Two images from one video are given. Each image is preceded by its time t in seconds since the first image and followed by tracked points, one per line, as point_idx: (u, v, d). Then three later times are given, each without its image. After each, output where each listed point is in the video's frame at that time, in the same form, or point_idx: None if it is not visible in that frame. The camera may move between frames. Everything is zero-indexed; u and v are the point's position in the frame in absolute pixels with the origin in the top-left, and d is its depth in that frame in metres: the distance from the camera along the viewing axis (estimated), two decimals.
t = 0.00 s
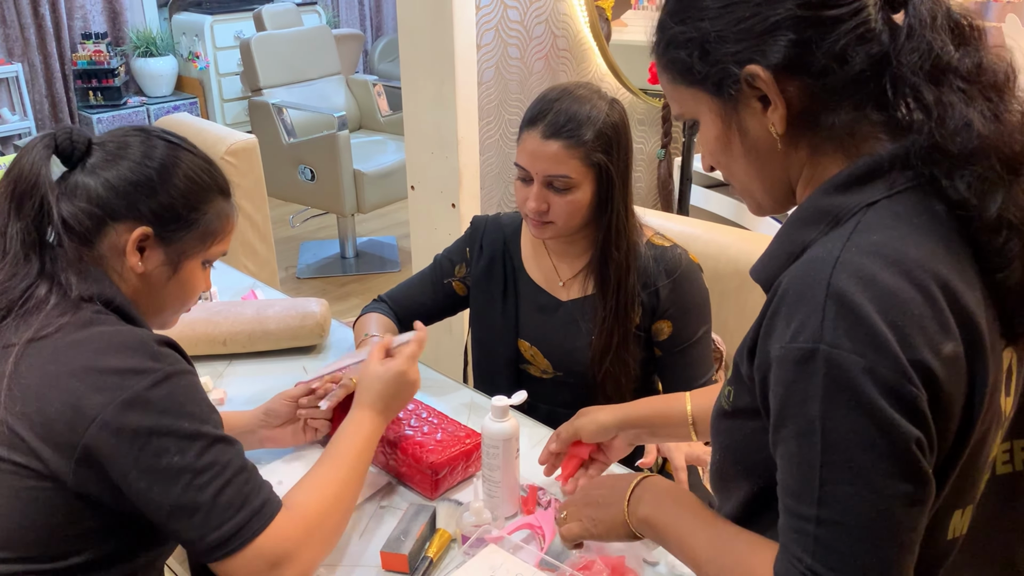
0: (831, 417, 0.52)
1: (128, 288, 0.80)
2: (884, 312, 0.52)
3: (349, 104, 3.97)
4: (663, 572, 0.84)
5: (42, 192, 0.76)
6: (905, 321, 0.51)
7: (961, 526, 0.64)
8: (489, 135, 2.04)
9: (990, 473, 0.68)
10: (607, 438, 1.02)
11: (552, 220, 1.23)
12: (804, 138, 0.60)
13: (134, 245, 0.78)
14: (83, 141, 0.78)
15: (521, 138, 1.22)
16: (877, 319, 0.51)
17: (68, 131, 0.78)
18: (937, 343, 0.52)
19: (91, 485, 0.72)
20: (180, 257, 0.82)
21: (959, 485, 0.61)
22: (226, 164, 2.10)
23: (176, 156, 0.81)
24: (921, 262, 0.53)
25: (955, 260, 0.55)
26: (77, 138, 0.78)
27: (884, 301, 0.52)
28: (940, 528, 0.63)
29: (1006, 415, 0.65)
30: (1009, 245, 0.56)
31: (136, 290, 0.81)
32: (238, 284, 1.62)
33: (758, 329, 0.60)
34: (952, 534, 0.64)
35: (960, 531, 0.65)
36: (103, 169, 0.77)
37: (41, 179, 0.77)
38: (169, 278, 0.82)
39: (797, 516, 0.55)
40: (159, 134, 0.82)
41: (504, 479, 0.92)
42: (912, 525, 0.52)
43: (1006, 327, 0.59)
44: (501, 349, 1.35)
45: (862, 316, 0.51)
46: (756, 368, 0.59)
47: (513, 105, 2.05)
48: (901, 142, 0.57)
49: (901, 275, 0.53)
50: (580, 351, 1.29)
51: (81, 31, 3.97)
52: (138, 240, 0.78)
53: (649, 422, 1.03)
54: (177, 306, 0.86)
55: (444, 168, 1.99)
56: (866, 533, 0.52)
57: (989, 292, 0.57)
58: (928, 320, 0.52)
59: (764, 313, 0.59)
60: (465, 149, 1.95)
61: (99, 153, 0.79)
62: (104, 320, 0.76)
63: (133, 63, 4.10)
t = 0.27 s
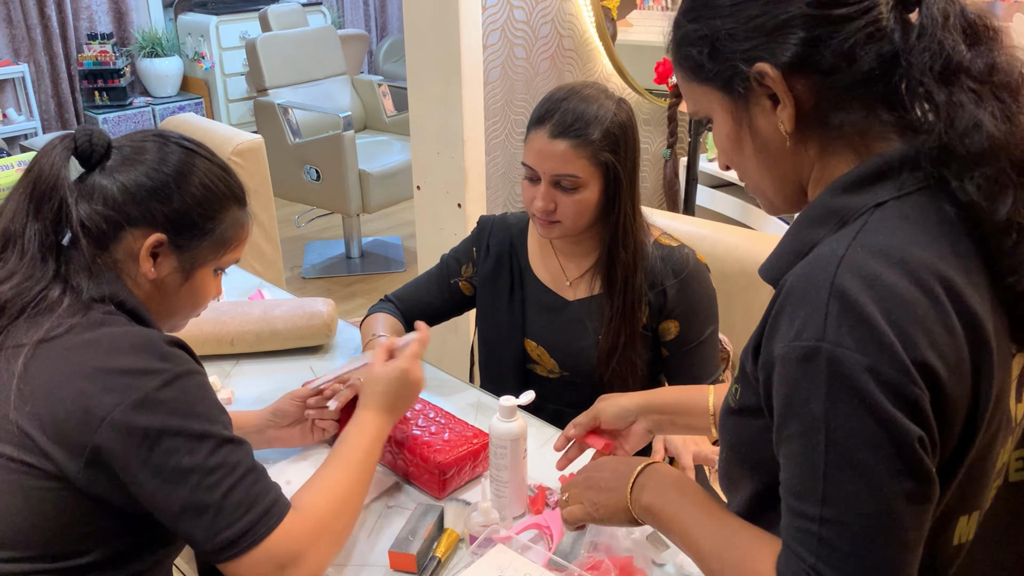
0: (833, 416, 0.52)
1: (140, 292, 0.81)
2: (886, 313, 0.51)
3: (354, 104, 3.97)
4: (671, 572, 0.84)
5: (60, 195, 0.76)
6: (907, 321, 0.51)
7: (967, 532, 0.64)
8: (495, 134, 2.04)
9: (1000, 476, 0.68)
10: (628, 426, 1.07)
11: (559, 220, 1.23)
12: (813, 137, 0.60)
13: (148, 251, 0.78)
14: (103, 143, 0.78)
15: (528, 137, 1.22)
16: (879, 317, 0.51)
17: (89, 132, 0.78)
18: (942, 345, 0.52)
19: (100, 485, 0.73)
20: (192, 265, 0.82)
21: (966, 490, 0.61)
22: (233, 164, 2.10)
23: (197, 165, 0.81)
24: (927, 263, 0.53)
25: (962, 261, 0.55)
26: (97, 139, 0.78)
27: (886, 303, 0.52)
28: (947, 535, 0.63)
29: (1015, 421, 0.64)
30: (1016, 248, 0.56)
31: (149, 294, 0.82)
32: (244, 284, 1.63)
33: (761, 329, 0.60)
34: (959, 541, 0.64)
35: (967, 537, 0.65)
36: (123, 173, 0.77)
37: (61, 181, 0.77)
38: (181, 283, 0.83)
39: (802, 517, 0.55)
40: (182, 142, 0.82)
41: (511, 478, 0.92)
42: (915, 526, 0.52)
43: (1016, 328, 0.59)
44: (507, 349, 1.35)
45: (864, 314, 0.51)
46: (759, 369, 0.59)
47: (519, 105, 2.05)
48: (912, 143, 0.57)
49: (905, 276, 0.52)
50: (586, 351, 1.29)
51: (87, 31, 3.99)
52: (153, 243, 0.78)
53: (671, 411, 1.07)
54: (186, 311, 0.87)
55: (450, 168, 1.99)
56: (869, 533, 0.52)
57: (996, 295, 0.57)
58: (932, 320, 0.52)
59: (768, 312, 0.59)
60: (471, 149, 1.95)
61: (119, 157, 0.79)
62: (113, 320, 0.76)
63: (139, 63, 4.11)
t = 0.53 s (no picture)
0: (820, 423, 0.52)
1: (146, 292, 0.81)
2: (881, 321, 0.51)
3: (359, 104, 3.98)
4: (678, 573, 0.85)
5: (65, 196, 0.77)
6: (902, 331, 0.51)
7: (972, 544, 0.64)
8: (500, 134, 2.04)
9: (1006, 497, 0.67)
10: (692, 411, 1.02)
11: (565, 219, 1.23)
12: (819, 138, 0.60)
13: (153, 252, 0.78)
14: (107, 144, 0.78)
15: (534, 137, 1.22)
16: (869, 323, 0.51)
17: (93, 133, 0.78)
18: (936, 355, 0.52)
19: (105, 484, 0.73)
20: (197, 266, 0.82)
21: (969, 499, 0.60)
22: (238, 164, 2.11)
23: (202, 169, 0.81)
24: (923, 268, 0.53)
25: (963, 267, 0.54)
26: (102, 140, 0.78)
27: (879, 310, 0.52)
28: (952, 545, 0.62)
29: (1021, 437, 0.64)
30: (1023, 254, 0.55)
31: (154, 294, 0.82)
32: (250, 284, 1.63)
33: (759, 327, 0.60)
34: (963, 553, 0.63)
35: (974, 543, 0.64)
36: (129, 172, 0.78)
37: (66, 181, 0.77)
38: (187, 284, 0.83)
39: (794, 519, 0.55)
40: (187, 143, 0.82)
41: (517, 478, 0.92)
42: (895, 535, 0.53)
43: None
44: (512, 349, 1.35)
45: (854, 318, 0.52)
46: (758, 365, 0.60)
47: (524, 104, 2.05)
48: (917, 147, 0.56)
49: (901, 282, 0.52)
50: (592, 351, 1.29)
51: (93, 31, 4.00)
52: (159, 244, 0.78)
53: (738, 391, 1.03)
54: (194, 311, 0.87)
55: (455, 168, 2.00)
56: (846, 539, 0.53)
57: (998, 303, 0.56)
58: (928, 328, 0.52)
59: (766, 310, 0.59)
60: (476, 149, 1.95)
61: (124, 159, 0.79)
62: (119, 319, 0.76)
63: (144, 63, 4.12)
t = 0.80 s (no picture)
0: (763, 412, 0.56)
1: (140, 287, 0.82)
2: (840, 321, 0.53)
3: (363, 103, 3.98)
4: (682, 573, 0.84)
5: (49, 197, 0.76)
6: (854, 337, 0.53)
7: (950, 561, 0.62)
8: (504, 134, 2.05)
9: (993, 522, 0.65)
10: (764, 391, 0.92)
11: (569, 219, 1.23)
12: (820, 137, 0.60)
13: (143, 249, 0.79)
14: (88, 142, 0.78)
15: (538, 136, 1.22)
16: (810, 315, 0.54)
17: (74, 133, 0.78)
18: (893, 361, 0.53)
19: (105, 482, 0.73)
20: (190, 259, 0.82)
21: (942, 510, 0.59)
22: (242, 163, 2.11)
23: (183, 160, 0.80)
24: (887, 268, 0.54)
25: (939, 272, 0.54)
26: (82, 139, 0.78)
27: (840, 311, 0.54)
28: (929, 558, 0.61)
29: (1009, 456, 0.62)
30: (1003, 259, 0.53)
31: (149, 289, 0.82)
32: (254, 282, 1.63)
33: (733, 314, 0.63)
34: (941, 569, 0.62)
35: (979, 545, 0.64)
36: (113, 171, 0.77)
37: (50, 182, 0.77)
38: (182, 277, 0.83)
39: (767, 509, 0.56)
40: (165, 132, 0.81)
41: (521, 478, 0.92)
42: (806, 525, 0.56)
43: None
44: (515, 349, 1.35)
45: (798, 308, 0.55)
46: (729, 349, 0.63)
47: (528, 104, 2.06)
48: (913, 148, 0.56)
49: (858, 279, 0.54)
50: (595, 351, 1.28)
51: (97, 30, 4.01)
52: (149, 241, 0.78)
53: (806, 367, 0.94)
54: (194, 301, 0.87)
55: (458, 167, 1.99)
56: (765, 522, 0.56)
57: (979, 311, 0.55)
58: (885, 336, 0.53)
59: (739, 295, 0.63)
60: (480, 148, 1.95)
61: (106, 156, 0.78)
62: (111, 317, 0.76)
63: (149, 62, 4.13)
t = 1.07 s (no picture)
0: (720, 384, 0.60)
1: (122, 277, 0.81)
2: (795, 303, 0.57)
3: (367, 101, 3.98)
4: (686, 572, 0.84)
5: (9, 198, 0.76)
6: (810, 319, 0.57)
7: (923, 563, 0.62)
8: (508, 132, 2.05)
9: (998, 524, 0.65)
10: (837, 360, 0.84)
11: (573, 217, 1.23)
12: (820, 132, 0.63)
13: (121, 234, 0.78)
14: (44, 139, 0.78)
15: (542, 134, 1.22)
16: (771, 294, 0.59)
17: (29, 131, 0.78)
18: (850, 348, 0.56)
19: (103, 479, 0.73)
20: (169, 236, 0.82)
21: (916, 507, 0.59)
22: (246, 161, 2.11)
23: (146, 140, 0.80)
24: (849, 252, 0.57)
25: (903, 264, 0.56)
26: (38, 137, 0.78)
27: (795, 294, 0.58)
28: (903, 558, 0.61)
29: (991, 462, 0.61)
30: (974, 252, 0.55)
31: (131, 277, 0.82)
32: (257, 280, 1.63)
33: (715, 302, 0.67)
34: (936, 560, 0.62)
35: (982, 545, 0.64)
36: (72, 165, 0.77)
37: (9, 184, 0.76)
38: (164, 257, 0.83)
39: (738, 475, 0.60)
40: (123, 114, 0.81)
41: (524, 477, 0.91)
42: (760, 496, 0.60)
43: None
44: (519, 347, 1.35)
45: (761, 288, 0.59)
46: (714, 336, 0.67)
47: (532, 101, 2.05)
48: (904, 142, 0.58)
49: (818, 262, 0.57)
50: (599, 349, 1.28)
51: (101, 27, 4.01)
52: (125, 226, 0.78)
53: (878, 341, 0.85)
54: (180, 286, 0.87)
55: (462, 165, 1.99)
56: (714, 489, 0.60)
57: (949, 306, 0.56)
58: (842, 323, 0.56)
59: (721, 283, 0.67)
60: (484, 146, 1.94)
61: (66, 149, 0.78)
62: (67, 315, 0.73)
63: (153, 59, 4.13)
